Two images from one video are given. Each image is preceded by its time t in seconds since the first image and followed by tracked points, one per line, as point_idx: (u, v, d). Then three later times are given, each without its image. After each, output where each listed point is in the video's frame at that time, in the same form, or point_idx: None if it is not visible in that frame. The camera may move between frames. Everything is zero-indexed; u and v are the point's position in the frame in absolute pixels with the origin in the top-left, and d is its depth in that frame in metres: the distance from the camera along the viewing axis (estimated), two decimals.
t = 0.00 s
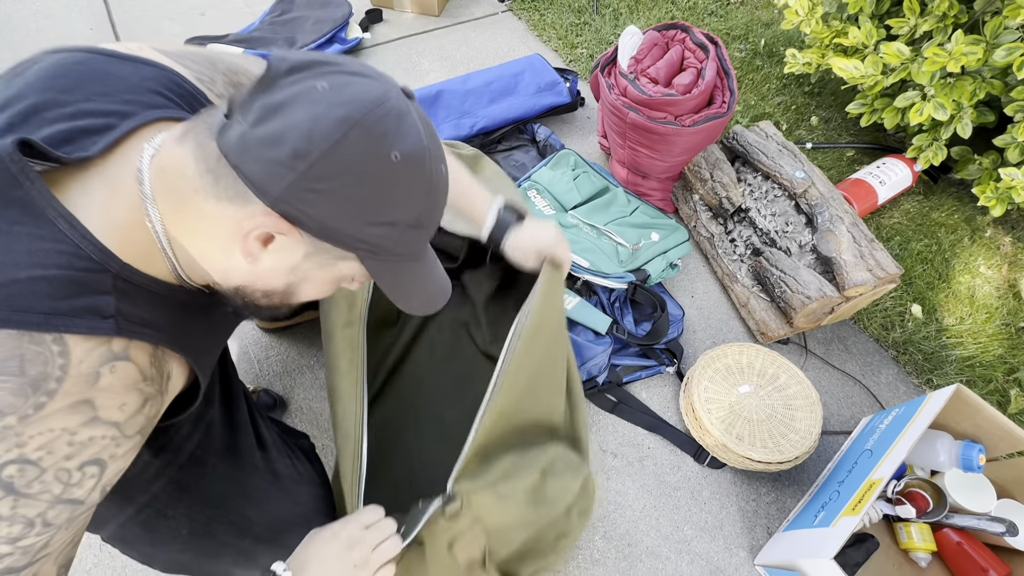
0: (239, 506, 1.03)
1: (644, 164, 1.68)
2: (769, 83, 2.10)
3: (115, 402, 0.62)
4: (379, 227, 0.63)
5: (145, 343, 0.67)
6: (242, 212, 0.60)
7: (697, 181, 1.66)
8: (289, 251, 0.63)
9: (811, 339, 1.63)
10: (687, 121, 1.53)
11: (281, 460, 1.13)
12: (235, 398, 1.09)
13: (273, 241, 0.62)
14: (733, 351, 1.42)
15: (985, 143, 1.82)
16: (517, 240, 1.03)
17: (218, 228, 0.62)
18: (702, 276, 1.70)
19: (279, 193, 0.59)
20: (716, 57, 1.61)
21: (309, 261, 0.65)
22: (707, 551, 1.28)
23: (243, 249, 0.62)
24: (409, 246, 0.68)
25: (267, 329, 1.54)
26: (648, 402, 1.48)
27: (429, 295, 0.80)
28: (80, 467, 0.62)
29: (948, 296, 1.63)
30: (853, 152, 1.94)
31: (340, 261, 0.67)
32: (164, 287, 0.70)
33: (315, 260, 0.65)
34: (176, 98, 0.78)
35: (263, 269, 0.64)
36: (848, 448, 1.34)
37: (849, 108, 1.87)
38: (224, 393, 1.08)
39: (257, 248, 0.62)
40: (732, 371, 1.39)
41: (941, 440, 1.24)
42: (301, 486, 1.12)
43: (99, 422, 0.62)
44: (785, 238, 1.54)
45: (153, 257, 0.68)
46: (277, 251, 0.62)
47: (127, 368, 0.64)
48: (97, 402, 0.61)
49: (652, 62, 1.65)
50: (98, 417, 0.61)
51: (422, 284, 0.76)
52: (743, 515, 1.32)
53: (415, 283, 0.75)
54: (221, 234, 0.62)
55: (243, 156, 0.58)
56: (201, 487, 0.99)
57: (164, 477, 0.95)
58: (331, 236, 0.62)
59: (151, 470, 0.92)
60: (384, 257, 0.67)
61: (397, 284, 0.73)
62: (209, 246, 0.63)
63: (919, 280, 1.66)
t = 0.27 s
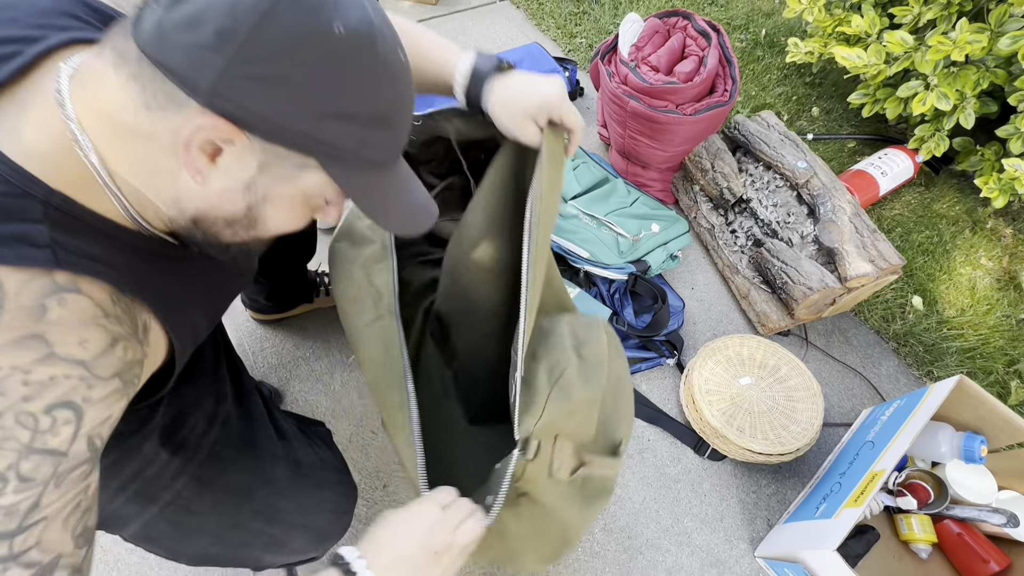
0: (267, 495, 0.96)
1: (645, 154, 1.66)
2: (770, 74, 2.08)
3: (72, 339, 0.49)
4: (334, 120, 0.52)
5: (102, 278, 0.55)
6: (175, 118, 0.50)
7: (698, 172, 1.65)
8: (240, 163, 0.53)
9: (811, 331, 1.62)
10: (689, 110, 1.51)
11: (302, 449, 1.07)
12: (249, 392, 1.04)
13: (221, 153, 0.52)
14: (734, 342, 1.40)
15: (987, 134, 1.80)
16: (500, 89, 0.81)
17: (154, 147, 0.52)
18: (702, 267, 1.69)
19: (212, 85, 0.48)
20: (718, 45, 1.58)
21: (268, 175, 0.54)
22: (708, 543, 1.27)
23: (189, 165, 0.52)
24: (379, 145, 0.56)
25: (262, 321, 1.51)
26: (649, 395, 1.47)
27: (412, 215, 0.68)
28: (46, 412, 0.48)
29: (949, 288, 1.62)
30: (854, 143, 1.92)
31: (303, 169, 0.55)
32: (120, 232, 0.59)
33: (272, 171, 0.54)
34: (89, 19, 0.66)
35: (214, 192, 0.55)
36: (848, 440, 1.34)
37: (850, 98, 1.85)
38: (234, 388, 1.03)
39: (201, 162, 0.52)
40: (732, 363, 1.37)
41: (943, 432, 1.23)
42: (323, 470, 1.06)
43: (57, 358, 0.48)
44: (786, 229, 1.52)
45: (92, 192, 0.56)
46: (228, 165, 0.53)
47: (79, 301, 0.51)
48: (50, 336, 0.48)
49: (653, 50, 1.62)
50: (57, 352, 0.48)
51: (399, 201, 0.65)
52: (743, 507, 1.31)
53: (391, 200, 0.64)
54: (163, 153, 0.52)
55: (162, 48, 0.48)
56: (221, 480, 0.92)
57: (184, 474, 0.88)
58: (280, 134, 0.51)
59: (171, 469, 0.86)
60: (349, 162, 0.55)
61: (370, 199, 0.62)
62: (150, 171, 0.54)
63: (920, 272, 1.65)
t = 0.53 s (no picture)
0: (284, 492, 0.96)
1: (643, 148, 1.65)
2: (768, 68, 2.07)
3: (32, 281, 0.46)
4: (264, 38, 0.48)
5: (51, 231, 0.51)
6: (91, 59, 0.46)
7: (697, 167, 1.64)
8: (175, 106, 0.50)
9: (810, 327, 1.61)
10: (688, 104, 1.50)
11: (311, 444, 1.04)
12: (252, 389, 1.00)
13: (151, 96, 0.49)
14: (734, 338, 1.40)
15: (984, 129, 1.80)
16: (461, 18, 0.74)
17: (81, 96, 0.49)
18: (701, 263, 1.68)
19: (118, 6, 0.45)
20: (718, 38, 1.57)
21: (210, 113, 0.52)
22: (707, 539, 1.27)
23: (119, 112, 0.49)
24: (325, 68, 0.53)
25: (257, 318, 1.49)
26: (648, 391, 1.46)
27: (384, 154, 0.65)
28: (29, 351, 0.44)
29: (947, 283, 1.62)
30: (853, 138, 1.91)
31: (245, 104, 0.52)
32: (57, 191, 0.56)
33: (212, 109, 0.51)
34: None
35: (156, 141, 0.52)
36: (847, 435, 1.33)
37: (849, 92, 1.84)
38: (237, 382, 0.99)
39: (129, 104, 0.49)
40: (732, 359, 1.37)
41: (941, 427, 1.23)
42: (335, 464, 1.04)
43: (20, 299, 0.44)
44: (786, 224, 1.51)
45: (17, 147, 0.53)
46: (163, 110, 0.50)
47: (28, 248, 0.48)
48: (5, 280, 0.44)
49: (652, 43, 1.61)
50: (17, 295, 0.44)
51: (368, 140, 0.62)
52: (742, 503, 1.31)
53: (359, 139, 0.61)
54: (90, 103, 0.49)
55: None
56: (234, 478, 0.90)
57: (197, 475, 0.87)
58: (208, 62, 0.48)
59: (181, 470, 0.85)
60: (296, 91, 0.53)
61: (337, 140, 0.59)
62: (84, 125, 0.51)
63: (919, 267, 1.64)
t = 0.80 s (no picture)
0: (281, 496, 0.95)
1: (637, 145, 1.64)
2: (762, 63, 2.06)
3: None
4: (193, 10, 0.52)
5: None
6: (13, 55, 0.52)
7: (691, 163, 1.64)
8: (106, 97, 0.55)
9: (804, 322, 1.62)
10: (682, 100, 1.49)
11: (300, 447, 1.00)
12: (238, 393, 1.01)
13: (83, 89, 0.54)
14: (728, 335, 1.40)
15: (977, 124, 1.81)
16: None
17: (17, 96, 0.55)
18: (696, 260, 1.67)
19: None
20: (712, 33, 1.56)
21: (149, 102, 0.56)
22: (703, 536, 1.27)
23: (52, 108, 0.55)
24: (264, 39, 0.56)
25: (248, 319, 1.48)
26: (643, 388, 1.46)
27: (341, 131, 0.68)
28: (15, 306, 0.52)
29: (939, 277, 1.63)
30: (846, 133, 1.91)
31: (185, 89, 0.57)
32: None
33: (148, 94, 0.56)
34: None
35: (92, 137, 0.58)
36: (841, 430, 1.34)
37: (842, 87, 1.84)
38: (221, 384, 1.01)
39: (61, 99, 0.54)
40: (727, 356, 1.37)
41: (934, 421, 1.24)
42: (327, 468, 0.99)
43: None
44: (780, 221, 1.50)
45: None
46: (96, 101, 0.55)
47: None
48: None
49: (645, 39, 1.60)
50: None
51: (327, 118, 0.65)
52: (738, 499, 1.32)
53: (315, 117, 0.64)
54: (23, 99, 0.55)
55: None
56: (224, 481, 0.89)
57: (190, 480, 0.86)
58: (133, 41, 0.52)
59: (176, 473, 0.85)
60: (241, 68, 0.56)
61: (292, 118, 0.62)
62: (22, 123, 0.58)
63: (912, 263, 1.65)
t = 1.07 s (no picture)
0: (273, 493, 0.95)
1: (630, 140, 1.64)
2: (754, 57, 2.07)
3: None
4: None
5: None
6: None
7: (684, 158, 1.64)
8: (74, 76, 0.56)
9: (797, 315, 1.63)
10: (674, 95, 1.49)
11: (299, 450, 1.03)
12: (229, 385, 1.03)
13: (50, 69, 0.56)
14: (721, 328, 1.41)
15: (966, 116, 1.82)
16: None
17: None
18: (689, 255, 1.68)
19: None
20: (703, 27, 1.56)
21: (117, 81, 0.57)
22: (699, 527, 1.28)
23: (19, 90, 0.56)
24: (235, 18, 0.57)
25: (242, 319, 1.48)
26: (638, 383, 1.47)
27: (319, 115, 0.68)
28: None
29: (930, 269, 1.64)
30: (837, 126, 1.92)
31: (156, 68, 0.58)
32: None
33: (117, 73, 0.57)
34: None
35: (61, 119, 0.60)
36: (834, 422, 1.35)
37: (833, 80, 1.85)
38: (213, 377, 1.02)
39: (29, 81, 0.55)
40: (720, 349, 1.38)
41: (925, 411, 1.25)
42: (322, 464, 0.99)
43: None
44: (772, 214, 1.51)
45: None
46: (63, 82, 0.57)
47: None
48: None
49: (637, 34, 1.60)
50: None
51: (302, 101, 0.66)
52: (733, 490, 1.33)
53: (292, 100, 0.65)
54: None
55: None
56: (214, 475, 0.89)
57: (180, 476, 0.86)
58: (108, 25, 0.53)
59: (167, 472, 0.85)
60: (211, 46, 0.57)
61: (270, 100, 0.62)
62: None
63: (902, 255, 1.67)
